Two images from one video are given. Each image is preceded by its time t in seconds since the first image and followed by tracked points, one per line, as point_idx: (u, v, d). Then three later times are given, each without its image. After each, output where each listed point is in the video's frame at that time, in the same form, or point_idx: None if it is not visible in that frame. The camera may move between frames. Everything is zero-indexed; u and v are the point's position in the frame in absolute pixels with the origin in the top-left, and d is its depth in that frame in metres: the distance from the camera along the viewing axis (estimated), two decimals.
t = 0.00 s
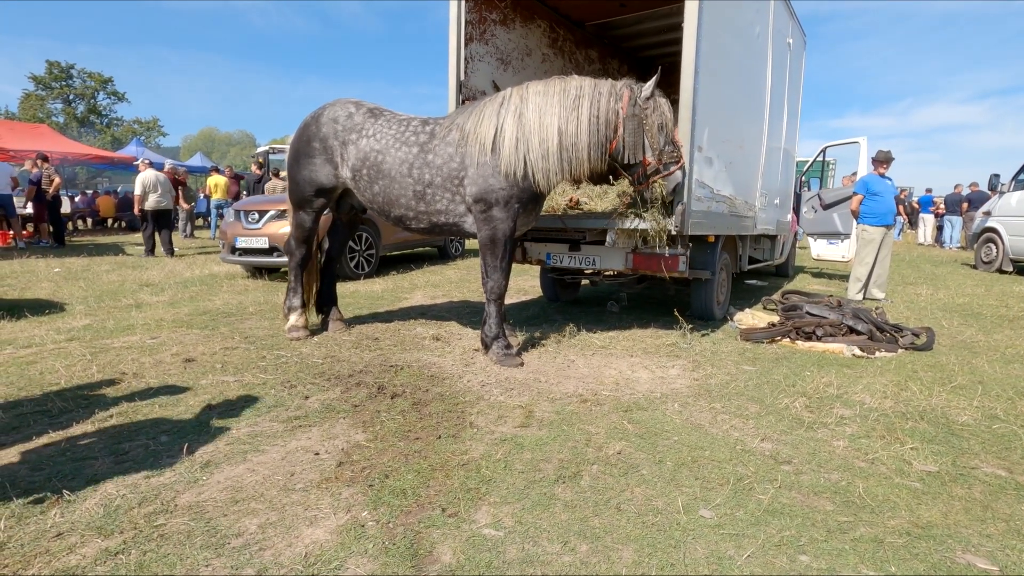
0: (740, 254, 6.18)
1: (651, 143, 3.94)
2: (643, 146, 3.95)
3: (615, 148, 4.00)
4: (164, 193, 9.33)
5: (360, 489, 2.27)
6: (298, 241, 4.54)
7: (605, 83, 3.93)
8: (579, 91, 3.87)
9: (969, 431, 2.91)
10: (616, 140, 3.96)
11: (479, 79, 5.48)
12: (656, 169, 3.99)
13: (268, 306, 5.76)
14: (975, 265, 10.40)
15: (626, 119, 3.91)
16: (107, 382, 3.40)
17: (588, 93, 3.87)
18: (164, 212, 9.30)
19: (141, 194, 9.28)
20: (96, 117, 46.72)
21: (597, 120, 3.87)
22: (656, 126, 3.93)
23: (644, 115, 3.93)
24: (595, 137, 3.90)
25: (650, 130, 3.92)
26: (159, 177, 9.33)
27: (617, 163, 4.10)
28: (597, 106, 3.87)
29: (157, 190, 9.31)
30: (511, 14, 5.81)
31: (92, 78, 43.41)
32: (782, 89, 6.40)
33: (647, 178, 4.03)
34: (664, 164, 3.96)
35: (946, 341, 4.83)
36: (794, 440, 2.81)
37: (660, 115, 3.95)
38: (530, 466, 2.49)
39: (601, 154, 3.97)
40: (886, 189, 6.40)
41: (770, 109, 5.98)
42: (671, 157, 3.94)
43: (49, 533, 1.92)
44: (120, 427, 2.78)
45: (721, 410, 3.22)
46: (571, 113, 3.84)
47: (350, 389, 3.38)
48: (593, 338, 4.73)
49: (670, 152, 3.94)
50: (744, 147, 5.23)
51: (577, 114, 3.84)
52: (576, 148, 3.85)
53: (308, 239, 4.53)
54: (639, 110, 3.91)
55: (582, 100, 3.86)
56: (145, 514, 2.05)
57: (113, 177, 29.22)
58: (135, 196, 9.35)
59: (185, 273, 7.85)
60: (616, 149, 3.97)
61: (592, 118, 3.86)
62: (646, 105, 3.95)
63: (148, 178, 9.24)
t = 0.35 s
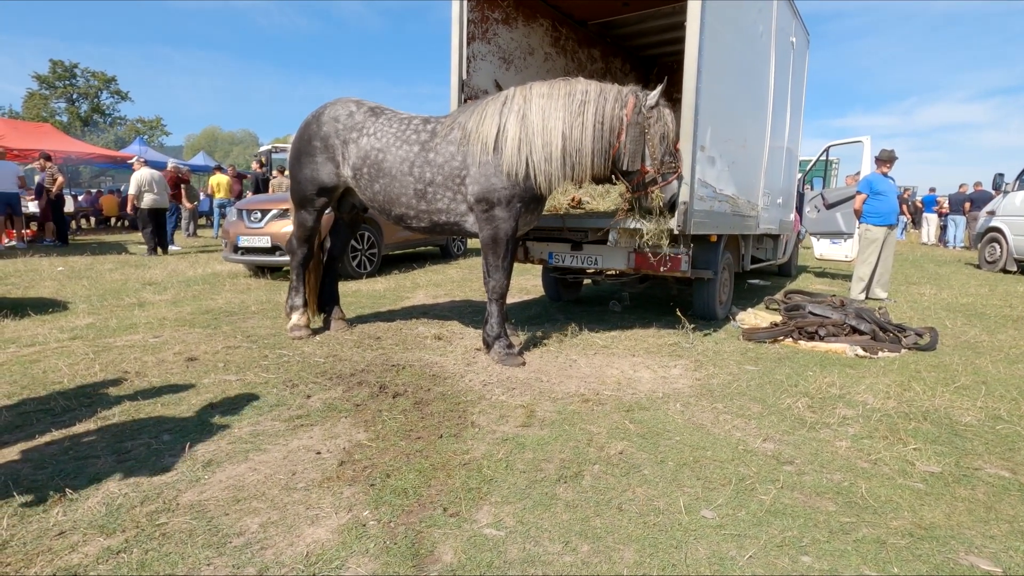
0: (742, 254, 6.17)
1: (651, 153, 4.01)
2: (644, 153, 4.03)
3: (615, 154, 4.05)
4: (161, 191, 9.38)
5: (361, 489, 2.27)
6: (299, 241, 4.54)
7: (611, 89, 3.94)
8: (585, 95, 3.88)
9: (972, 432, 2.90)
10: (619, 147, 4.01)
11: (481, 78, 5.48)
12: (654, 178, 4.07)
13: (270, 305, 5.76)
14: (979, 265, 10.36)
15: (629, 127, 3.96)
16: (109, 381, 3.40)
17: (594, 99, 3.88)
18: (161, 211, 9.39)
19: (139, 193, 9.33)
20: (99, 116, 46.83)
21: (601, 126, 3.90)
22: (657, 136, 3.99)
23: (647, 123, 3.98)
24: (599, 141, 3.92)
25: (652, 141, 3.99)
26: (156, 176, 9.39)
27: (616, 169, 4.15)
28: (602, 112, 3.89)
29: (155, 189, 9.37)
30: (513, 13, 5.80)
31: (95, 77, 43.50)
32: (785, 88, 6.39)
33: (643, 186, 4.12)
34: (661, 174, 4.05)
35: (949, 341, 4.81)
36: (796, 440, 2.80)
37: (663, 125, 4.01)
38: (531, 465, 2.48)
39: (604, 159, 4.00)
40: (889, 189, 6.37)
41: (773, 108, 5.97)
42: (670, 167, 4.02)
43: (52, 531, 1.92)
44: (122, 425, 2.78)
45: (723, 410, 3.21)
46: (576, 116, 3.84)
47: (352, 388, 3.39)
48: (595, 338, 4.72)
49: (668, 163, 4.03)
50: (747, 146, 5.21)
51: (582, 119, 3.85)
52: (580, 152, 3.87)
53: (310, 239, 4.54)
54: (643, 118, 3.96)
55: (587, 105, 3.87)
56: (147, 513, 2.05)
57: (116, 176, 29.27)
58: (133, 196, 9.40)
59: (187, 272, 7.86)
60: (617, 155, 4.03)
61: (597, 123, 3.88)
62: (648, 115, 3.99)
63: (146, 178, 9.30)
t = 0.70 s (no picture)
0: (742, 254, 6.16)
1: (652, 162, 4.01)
2: (648, 163, 3.99)
3: (617, 160, 4.07)
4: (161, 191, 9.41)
5: (361, 488, 2.27)
6: (299, 240, 4.55)
7: (616, 95, 3.94)
8: (588, 99, 3.88)
9: (973, 431, 2.90)
10: (622, 155, 4.03)
11: (482, 77, 5.47)
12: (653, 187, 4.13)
13: (270, 305, 5.76)
14: (981, 265, 10.34)
15: (632, 136, 3.97)
16: (110, 380, 3.41)
17: (597, 103, 3.88)
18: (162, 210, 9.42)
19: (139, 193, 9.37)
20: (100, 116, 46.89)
21: (603, 131, 3.90)
22: (661, 146, 4.00)
23: (651, 133, 4.00)
24: (601, 146, 3.93)
25: (654, 151, 4.00)
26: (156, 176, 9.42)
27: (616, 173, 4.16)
28: (606, 117, 3.90)
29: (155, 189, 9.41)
30: (514, 12, 5.79)
31: (97, 77, 43.57)
32: (786, 87, 6.38)
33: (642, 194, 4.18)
34: (659, 184, 4.09)
35: (951, 340, 4.80)
36: (796, 439, 2.79)
37: (665, 137, 4.03)
38: (530, 464, 2.48)
39: (605, 164, 4.02)
40: (891, 189, 6.36)
41: (774, 107, 5.96)
42: (667, 177, 4.08)
43: (52, 530, 1.93)
44: (123, 425, 2.78)
45: (723, 409, 3.21)
46: (579, 120, 3.84)
47: (353, 387, 3.39)
48: (596, 337, 4.72)
49: (666, 172, 4.07)
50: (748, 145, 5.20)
51: (585, 123, 3.86)
52: (582, 154, 3.87)
53: (310, 238, 4.55)
54: (646, 129, 3.98)
55: (590, 109, 3.87)
56: (147, 511, 2.06)
57: (118, 176, 29.34)
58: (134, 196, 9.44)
59: (188, 271, 7.86)
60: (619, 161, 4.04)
61: (600, 128, 3.89)
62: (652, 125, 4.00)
63: (146, 177, 9.33)
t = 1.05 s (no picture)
0: (742, 254, 6.17)
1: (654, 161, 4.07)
2: (648, 163, 4.02)
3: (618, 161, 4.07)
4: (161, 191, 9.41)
5: (360, 486, 2.27)
6: (299, 239, 4.55)
7: (615, 96, 3.94)
8: (588, 100, 3.88)
9: (972, 431, 2.89)
10: (624, 157, 4.02)
11: (481, 77, 5.48)
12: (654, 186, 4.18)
13: (270, 305, 5.77)
14: (981, 265, 10.34)
15: (633, 137, 3.97)
16: (110, 380, 3.41)
17: (597, 104, 3.88)
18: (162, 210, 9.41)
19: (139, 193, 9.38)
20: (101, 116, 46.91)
21: (604, 132, 3.91)
22: (659, 146, 4.05)
23: (651, 134, 4.01)
24: (601, 147, 3.94)
25: (655, 150, 4.04)
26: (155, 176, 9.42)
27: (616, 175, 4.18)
28: (605, 118, 3.90)
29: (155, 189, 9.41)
30: (513, 12, 5.79)
31: (97, 78, 43.59)
32: (786, 87, 6.37)
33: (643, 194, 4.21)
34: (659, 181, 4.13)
35: (950, 340, 4.79)
36: (795, 438, 2.80)
37: (663, 138, 4.06)
38: (529, 464, 2.49)
39: (606, 165, 4.02)
40: (891, 188, 6.35)
41: (774, 107, 5.95)
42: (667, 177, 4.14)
43: (51, 529, 1.93)
44: (122, 424, 2.79)
45: (723, 408, 3.21)
46: (578, 121, 3.85)
47: (352, 386, 3.39)
48: (595, 337, 4.72)
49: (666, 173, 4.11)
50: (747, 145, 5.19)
51: (585, 124, 3.86)
52: (582, 155, 3.88)
53: (310, 237, 4.55)
54: (647, 128, 3.99)
55: (591, 110, 3.87)
56: (146, 510, 2.06)
57: (119, 176, 29.37)
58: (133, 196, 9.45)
59: (188, 271, 7.86)
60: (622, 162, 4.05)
61: (600, 129, 3.89)
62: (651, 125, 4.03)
63: (146, 178, 9.34)
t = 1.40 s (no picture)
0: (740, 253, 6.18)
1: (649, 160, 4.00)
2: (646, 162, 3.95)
3: (615, 159, 4.05)
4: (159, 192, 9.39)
5: (357, 486, 2.27)
6: (297, 239, 4.54)
7: (613, 94, 3.94)
8: (586, 99, 3.88)
9: (969, 429, 2.90)
10: (622, 154, 4.00)
11: (479, 76, 5.47)
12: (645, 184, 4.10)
13: (268, 305, 5.77)
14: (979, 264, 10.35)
15: (631, 135, 3.93)
16: (106, 380, 3.40)
17: (595, 102, 3.88)
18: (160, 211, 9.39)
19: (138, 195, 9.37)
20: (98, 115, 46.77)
21: (602, 130, 3.90)
22: (657, 145, 3.99)
23: (650, 132, 3.99)
24: (600, 146, 3.93)
25: (652, 149, 3.98)
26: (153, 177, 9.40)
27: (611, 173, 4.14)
28: (604, 116, 3.90)
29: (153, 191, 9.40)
30: (511, 11, 5.78)
31: (95, 77, 43.49)
32: (784, 86, 6.38)
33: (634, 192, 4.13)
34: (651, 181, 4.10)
35: (948, 339, 4.80)
36: (793, 438, 2.80)
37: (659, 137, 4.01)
38: (527, 463, 2.49)
39: (605, 163, 4.01)
40: (888, 187, 6.37)
41: (772, 106, 5.96)
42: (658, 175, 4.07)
43: (48, 529, 1.93)
44: (119, 424, 2.78)
45: (720, 407, 3.21)
46: (576, 119, 3.84)
47: (350, 386, 3.39)
48: (593, 336, 4.72)
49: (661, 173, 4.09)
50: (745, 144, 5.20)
51: (583, 122, 3.86)
52: (581, 154, 3.87)
53: (308, 237, 4.54)
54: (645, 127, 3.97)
55: (589, 109, 3.87)
56: (143, 510, 2.06)
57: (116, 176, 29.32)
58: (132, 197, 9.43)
59: (186, 271, 7.85)
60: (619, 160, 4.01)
61: (598, 127, 3.89)
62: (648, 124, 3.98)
63: (144, 180, 9.32)
